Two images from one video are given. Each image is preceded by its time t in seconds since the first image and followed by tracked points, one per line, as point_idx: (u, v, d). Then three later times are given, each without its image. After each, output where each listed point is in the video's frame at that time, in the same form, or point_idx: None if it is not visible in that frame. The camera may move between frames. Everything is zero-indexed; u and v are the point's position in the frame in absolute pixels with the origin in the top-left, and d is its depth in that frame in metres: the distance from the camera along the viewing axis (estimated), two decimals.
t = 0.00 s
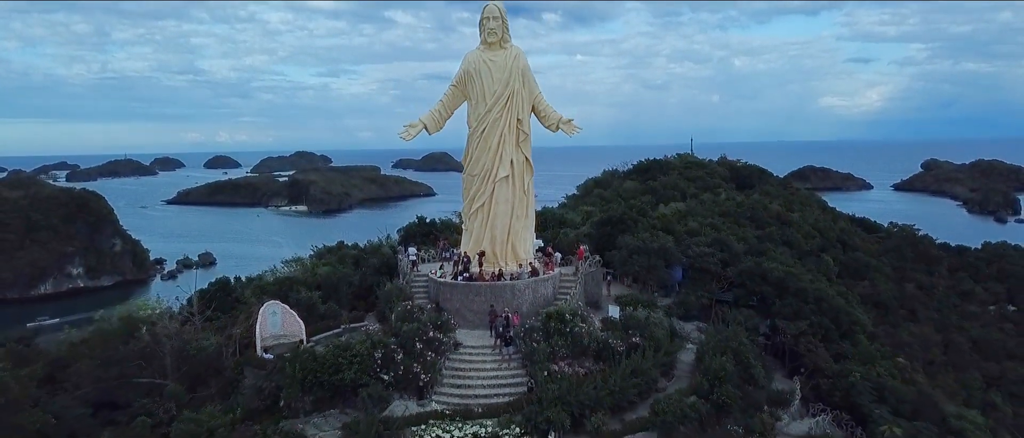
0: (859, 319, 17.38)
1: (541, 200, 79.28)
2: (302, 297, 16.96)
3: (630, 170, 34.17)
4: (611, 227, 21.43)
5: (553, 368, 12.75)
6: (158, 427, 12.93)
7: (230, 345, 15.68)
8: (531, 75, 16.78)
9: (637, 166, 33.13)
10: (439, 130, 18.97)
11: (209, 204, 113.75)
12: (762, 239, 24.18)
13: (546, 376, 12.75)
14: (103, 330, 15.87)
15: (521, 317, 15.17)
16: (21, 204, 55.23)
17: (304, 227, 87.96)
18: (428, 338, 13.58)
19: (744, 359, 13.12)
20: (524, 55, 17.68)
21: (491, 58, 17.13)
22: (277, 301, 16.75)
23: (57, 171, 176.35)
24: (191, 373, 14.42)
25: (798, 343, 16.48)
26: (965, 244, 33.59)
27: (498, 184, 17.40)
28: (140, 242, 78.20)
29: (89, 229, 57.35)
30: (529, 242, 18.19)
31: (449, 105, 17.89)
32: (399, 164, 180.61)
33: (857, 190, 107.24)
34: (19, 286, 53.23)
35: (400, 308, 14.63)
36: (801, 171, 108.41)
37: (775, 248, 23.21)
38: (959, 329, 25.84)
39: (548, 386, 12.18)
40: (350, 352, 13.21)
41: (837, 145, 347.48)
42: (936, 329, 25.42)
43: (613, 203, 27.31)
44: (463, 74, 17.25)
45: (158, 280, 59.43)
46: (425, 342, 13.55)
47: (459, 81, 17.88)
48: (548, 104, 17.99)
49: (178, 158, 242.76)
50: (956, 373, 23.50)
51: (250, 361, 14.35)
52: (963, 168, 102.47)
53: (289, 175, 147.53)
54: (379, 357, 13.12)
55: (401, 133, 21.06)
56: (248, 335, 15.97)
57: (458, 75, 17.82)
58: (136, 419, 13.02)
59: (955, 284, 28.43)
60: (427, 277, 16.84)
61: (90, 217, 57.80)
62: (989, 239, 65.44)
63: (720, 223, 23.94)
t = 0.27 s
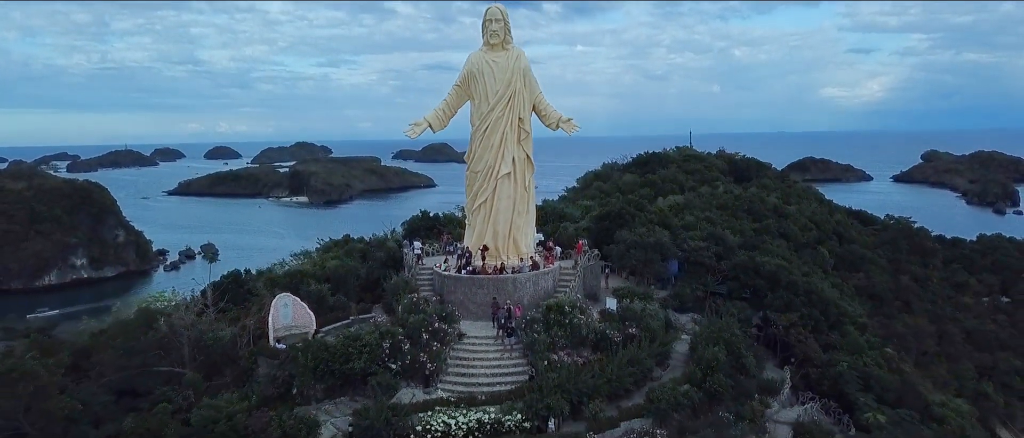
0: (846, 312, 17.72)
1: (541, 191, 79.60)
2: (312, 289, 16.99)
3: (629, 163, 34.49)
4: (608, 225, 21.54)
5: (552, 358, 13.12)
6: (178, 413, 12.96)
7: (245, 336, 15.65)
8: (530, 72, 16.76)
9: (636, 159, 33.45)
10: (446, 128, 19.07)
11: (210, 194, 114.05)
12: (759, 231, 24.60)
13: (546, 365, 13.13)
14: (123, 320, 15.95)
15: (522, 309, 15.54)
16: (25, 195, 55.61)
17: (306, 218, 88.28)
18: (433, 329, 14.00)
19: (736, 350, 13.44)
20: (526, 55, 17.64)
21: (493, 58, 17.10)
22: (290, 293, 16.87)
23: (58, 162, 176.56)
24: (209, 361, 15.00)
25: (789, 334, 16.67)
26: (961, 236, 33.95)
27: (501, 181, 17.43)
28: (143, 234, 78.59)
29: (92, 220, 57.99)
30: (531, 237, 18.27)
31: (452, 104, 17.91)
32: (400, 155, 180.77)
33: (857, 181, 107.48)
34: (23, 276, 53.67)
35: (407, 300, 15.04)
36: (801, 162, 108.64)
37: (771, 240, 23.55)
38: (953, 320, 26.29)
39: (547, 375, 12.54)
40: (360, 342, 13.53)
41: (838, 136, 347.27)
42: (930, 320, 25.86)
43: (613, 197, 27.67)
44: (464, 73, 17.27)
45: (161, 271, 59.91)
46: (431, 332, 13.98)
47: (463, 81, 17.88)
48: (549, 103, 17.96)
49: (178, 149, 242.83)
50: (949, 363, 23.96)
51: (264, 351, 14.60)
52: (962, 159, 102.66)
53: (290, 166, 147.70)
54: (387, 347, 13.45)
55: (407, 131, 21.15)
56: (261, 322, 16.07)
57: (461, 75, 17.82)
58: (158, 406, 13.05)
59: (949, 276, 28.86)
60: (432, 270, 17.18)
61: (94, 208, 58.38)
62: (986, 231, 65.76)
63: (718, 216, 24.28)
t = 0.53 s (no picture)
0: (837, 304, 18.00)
1: (541, 182, 79.86)
2: (322, 281, 17.30)
3: (629, 156, 34.84)
4: (608, 217, 21.14)
5: (552, 348, 13.48)
6: (199, 399, 12.91)
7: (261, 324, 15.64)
8: (530, 73, 16.82)
9: (636, 152, 33.80)
10: (450, 127, 19.09)
11: (211, 185, 114.42)
12: (756, 224, 25.02)
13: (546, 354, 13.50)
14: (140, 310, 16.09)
15: (524, 301, 15.92)
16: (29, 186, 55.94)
17: (307, 209, 88.56)
18: (439, 319, 14.40)
19: (729, 340, 13.76)
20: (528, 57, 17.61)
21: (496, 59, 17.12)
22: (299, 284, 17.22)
23: (59, 152, 176.92)
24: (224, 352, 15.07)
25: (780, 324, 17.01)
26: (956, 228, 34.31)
27: (502, 177, 17.43)
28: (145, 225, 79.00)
29: (96, 211, 58.45)
30: (531, 231, 18.29)
31: (456, 103, 17.87)
32: (400, 145, 181.00)
33: (856, 172, 107.75)
34: (28, 267, 54.24)
35: (414, 292, 15.46)
36: (801, 153, 108.84)
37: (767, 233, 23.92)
38: (947, 311, 26.76)
39: (546, 365, 12.94)
40: (369, 332, 13.85)
41: (839, 127, 346.99)
42: (924, 311, 26.31)
43: (613, 190, 28.04)
44: (467, 74, 17.23)
45: (163, 262, 60.47)
46: (437, 323, 14.37)
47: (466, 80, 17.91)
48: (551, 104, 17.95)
49: (179, 139, 243.07)
50: (941, 354, 24.43)
51: (277, 341, 14.80)
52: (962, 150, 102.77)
53: (290, 156, 148.00)
54: (395, 337, 13.83)
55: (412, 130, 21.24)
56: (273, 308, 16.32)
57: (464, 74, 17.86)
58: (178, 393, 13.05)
59: (944, 268, 29.28)
60: (436, 263, 17.49)
61: (97, 199, 58.75)
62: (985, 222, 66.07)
63: (715, 210, 24.69)
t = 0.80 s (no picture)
0: (827, 295, 18.39)
1: (542, 173, 80.15)
2: (330, 274, 17.69)
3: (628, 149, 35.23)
4: (608, 211, 21.34)
5: (552, 337, 13.87)
6: (217, 386, 13.16)
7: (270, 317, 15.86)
8: (532, 71, 17.01)
9: (635, 145, 34.19)
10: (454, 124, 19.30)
11: (212, 176, 114.77)
12: (753, 216, 25.48)
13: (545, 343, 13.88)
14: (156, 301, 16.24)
15: (525, 292, 16.30)
16: (32, 177, 56.19)
17: (308, 200, 88.86)
18: (445, 310, 14.82)
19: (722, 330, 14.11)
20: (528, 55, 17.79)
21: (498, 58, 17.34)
22: (309, 276, 17.61)
23: (59, 142, 177.07)
24: (239, 340, 15.31)
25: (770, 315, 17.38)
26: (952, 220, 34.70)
27: (504, 174, 17.66)
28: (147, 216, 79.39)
29: (99, 202, 58.71)
30: (533, 225, 18.52)
31: (459, 101, 18.06)
32: (400, 136, 181.08)
33: (856, 164, 107.93)
34: (32, 258, 54.92)
35: (421, 284, 15.89)
36: (801, 145, 109.07)
37: (764, 227, 24.31)
38: (941, 302, 27.22)
39: (547, 353, 13.34)
40: (379, 322, 14.20)
41: (839, 118, 346.61)
42: (918, 302, 26.76)
43: (612, 183, 28.46)
44: (471, 72, 17.39)
45: (166, 253, 60.95)
46: (443, 313, 14.79)
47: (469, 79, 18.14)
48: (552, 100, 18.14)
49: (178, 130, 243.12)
50: (933, 345, 24.89)
51: (289, 330, 15.05)
52: (962, 142, 102.93)
53: (291, 147, 148.21)
54: (403, 327, 14.22)
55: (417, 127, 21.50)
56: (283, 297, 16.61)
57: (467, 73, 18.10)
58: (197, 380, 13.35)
59: (938, 260, 29.70)
60: (441, 256, 17.83)
61: (100, 190, 58.91)
62: (982, 214, 66.39)
63: (713, 203, 25.14)
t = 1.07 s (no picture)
0: (818, 286, 18.76)
1: (542, 164, 80.49)
2: (339, 265, 18.09)
3: (628, 141, 35.67)
4: (605, 205, 21.57)
5: (552, 325, 14.26)
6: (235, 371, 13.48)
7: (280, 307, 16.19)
8: (533, 70, 17.23)
9: (635, 138, 34.62)
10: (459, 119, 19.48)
11: (214, 167, 115.14)
12: (750, 208, 25.97)
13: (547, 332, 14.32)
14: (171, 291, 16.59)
15: (526, 283, 16.74)
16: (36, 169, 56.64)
17: (309, 191, 89.26)
18: (450, 300, 15.25)
19: (715, 321, 14.47)
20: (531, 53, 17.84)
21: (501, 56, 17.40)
22: (319, 268, 18.11)
23: (59, 133, 177.26)
24: (252, 329, 15.79)
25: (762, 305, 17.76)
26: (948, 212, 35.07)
27: (507, 170, 17.88)
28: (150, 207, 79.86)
29: (103, 194, 59.23)
30: (535, 218, 18.77)
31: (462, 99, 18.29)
32: (400, 127, 181.22)
33: (856, 155, 108.12)
34: (38, 248, 55.50)
35: (426, 275, 16.36)
36: (800, 136, 109.31)
37: (761, 220, 24.70)
38: (935, 293, 27.69)
39: (547, 341, 13.72)
40: (387, 312, 14.64)
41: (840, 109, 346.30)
42: (912, 293, 27.21)
43: (612, 177, 28.92)
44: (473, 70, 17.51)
45: (169, 243, 61.42)
46: (448, 303, 15.21)
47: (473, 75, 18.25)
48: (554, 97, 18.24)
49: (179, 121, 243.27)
50: (926, 336, 25.38)
51: (301, 319, 15.40)
52: (962, 133, 103.11)
53: (292, 138, 148.53)
54: (410, 318, 14.67)
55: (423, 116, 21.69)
56: (294, 288, 17.17)
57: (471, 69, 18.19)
58: (216, 367, 13.52)
59: (932, 251, 30.17)
60: (445, 249, 18.18)
61: (103, 181, 59.47)
62: (980, 206, 66.73)
63: (711, 197, 25.57)
